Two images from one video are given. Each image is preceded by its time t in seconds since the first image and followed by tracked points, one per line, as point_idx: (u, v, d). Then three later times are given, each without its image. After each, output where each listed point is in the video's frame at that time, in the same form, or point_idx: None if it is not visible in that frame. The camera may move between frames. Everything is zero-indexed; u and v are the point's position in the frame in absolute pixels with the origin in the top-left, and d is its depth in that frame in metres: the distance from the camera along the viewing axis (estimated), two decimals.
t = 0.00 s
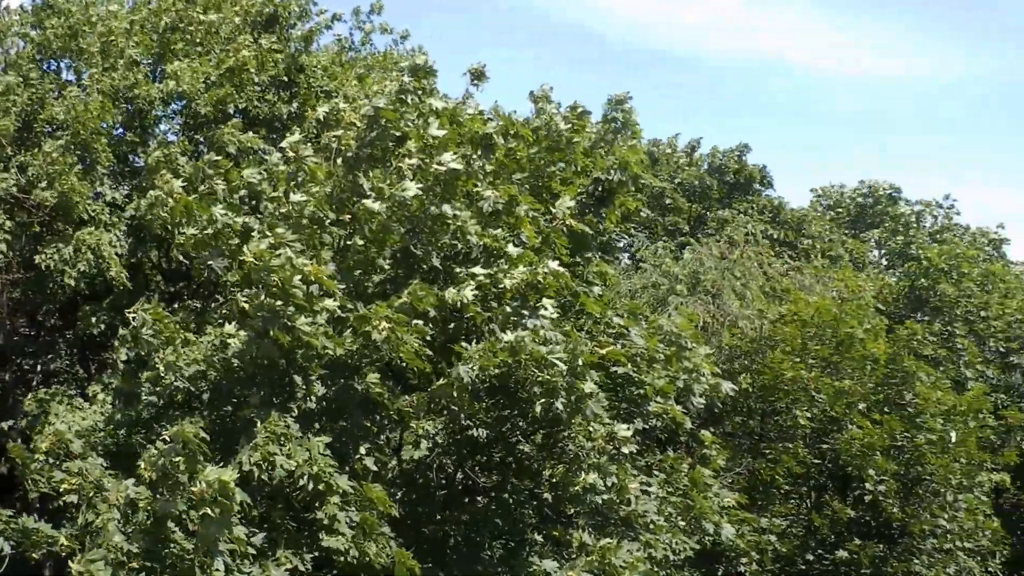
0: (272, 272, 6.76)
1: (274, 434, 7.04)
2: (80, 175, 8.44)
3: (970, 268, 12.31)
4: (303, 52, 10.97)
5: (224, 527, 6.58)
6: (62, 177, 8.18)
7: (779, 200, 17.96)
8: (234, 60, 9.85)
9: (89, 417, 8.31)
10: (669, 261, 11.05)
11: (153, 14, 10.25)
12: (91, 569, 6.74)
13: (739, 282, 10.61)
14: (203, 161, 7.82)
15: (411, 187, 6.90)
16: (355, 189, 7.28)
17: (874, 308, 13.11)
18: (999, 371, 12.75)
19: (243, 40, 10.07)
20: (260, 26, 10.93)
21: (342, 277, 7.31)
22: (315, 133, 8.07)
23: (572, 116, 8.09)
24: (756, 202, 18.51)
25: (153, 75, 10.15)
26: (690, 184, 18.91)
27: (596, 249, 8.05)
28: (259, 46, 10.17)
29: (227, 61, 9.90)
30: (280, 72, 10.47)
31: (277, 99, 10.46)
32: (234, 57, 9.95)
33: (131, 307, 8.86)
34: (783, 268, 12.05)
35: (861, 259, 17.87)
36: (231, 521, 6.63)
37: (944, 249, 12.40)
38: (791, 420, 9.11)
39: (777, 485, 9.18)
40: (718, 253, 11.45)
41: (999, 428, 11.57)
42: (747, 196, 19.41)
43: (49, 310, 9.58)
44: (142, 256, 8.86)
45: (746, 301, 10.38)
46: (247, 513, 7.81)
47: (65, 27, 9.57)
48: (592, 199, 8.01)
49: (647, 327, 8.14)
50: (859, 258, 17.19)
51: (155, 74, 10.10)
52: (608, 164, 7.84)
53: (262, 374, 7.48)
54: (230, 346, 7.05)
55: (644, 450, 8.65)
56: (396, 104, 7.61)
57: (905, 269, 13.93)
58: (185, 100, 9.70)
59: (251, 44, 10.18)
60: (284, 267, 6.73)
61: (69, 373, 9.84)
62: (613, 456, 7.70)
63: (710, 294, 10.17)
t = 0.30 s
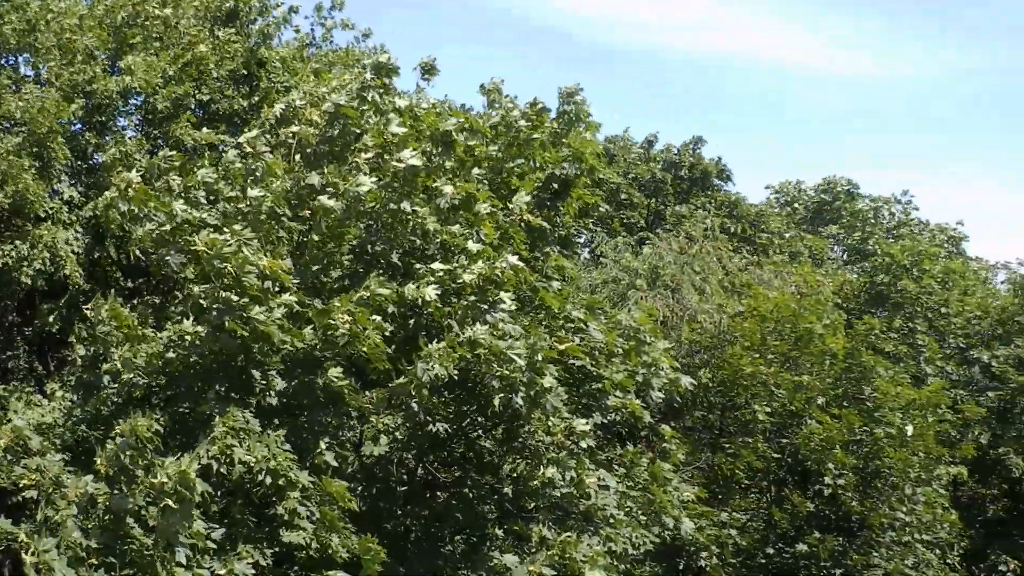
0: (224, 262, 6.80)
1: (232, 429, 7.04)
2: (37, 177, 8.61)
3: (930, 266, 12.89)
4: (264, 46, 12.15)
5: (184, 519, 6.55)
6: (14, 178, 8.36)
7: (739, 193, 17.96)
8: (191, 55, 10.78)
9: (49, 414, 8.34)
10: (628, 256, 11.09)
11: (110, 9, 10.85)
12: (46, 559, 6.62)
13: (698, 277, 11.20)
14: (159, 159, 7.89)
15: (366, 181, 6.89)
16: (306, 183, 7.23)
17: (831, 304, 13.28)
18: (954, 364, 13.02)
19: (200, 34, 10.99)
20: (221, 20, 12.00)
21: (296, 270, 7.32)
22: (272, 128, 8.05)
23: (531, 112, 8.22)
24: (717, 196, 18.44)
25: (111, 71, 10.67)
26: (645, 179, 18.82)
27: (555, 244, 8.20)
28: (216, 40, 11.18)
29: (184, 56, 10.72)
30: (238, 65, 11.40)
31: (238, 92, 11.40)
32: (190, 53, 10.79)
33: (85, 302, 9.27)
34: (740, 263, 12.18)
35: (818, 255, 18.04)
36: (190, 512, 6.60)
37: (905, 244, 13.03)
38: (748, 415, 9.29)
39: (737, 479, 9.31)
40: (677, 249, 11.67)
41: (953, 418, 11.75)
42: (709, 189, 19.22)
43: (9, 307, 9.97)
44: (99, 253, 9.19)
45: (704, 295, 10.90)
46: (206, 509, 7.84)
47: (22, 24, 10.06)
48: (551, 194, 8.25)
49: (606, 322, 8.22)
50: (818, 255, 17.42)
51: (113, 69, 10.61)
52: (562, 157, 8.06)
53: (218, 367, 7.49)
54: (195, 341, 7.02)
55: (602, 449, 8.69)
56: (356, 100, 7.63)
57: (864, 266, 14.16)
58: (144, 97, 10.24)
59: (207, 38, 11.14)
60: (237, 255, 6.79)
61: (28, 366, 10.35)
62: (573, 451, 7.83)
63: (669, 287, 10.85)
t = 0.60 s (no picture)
0: (182, 260, 6.75)
1: (192, 425, 7.01)
2: None
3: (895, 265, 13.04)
4: (224, 41, 12.24)
5: (144, 513, 6.45)
6: None
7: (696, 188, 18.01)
8: (150, 50, 11.25)
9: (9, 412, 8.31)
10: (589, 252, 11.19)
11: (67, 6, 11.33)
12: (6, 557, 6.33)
13: (659, 270, 11.43)
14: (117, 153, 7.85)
15: (319, 178, 7.11)
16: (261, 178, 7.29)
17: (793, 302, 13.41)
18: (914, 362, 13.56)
19: (160, 31, 11.49)
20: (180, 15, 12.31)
21: (253, 268, 7.36)
22: (230, 123, 8.06)
23: (492, 108, 8.38)
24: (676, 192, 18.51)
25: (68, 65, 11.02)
26: (601, 173, 18.55)
27: (515, 238, 8.36)
28: (175, 38, 11.54)
29: (144, 52, 11.24)
30: (199, 62, 11.75)
31: (199, 87, 11.78)
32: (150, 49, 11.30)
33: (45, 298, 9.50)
34: (699, 258, 12.41)
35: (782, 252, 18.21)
36: (150, 507, 6.51)
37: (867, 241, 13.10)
38: (706, 409, 9.60)
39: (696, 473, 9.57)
40: (637, 244, 11.83)
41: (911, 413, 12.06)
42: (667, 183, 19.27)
43: None
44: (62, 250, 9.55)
45: (665, 290, 11.11)
46: (167, 505, 7.80)
47: None
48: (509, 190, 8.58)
49: (565, 316, 8.33)
50: (781, 252, 17.64)
51: (70, 65, 11.02)
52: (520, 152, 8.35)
53: (172, 360, 7.44)
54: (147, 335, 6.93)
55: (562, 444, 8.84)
56: (313, 93, 7.63)
57: (830, 263, 14.36)
58: (104, 92, 10.68)
59: (167, 34, 11.58)
60: (195, 254, 6.72)
61: None
62: (534, 444, 7.87)
63: (630, 282, 11.04)
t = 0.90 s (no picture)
0: (140, 262, 6.69)
1: (152, 423, 6.95)
2: None
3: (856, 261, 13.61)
4: (186, 35, 12.74)
5: (100, 512, 6.41)
6: None
7: (655, 184, 18.31)
8: (110, 47, 11.29)
9: None
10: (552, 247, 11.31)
11: None
12: None
13: (621, 265, 11.66)
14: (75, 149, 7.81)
15: (276, 170, 7.28)
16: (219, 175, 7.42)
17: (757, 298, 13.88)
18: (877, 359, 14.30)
19: (120, 27, 11.55)
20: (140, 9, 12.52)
21: (212, 264, 7.38)
22: (190, 119, 8.09)
23: (452, 100, 8.61)
24: (635, 187, 18.68)
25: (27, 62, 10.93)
26: (561, 168, 18.76)
27: (476, 235, 8.61)
28: (137, 35, 11.69)
29: (105, 47, 11.29)
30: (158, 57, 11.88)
31: (159, 80, 12.05)
32: (110, 45, 11.33)
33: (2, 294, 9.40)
34: (661, 252, 12.68)
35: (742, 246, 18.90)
36: (105, 505, 6.47)
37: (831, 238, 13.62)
38: (666, 403, 10.01)
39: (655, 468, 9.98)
40: (601, 239, 11.92)
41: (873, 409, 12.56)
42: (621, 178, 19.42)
43: None
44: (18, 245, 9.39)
45: (626, 284, 11.37)
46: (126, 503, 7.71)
47: None
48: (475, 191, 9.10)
49: (527, 311, 8.41)
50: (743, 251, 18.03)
51: (30, 61, 10.94)
52: (486, 150, 8.82)
53: (135, 357, 7.32)
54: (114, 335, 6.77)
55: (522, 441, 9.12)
56: (268, 86, 7.77)
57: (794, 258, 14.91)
58: (64, 85, 10.63)
59: (128, 31, 11.67)
60: (153, 255, 6.68)
61: None
62: (495, 437, 7.89)
63: (592, 276, 11.22)
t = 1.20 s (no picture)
0: (95, 261, 6.48)
1: (112, 420, 6.82)
2: None
3: (817, 257, 15.93)
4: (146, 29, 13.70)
5: (64, 514, 6.00)
6: None
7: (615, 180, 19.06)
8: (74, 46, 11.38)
9: None
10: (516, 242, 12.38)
11: None
12: None
13: (585, 260, 12.55)
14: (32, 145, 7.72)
15: (237, 163, 7.27)
16: (180, 170, 7.43)
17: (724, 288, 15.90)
18: (840, 353, 16.15)
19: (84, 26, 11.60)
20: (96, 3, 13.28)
21: (171, 258, 7.33)
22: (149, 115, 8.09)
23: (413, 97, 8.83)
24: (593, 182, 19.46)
25: None
26: (523, 163, 19.54)
27: (440, 229, 9.03)
28: (95, 28, 12.52)
29: (65, 43, 12.26)
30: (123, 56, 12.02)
31: (119, 74, 12.93)
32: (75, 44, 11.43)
33: None
34: (621, 250, 13.57)
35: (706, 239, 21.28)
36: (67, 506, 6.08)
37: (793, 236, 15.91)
38: (627, 396, 10.77)
39: (616, 461, 10.62)
40: (564, 235, 12.75)
41: (831, 398, 13.82)
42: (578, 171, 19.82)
43: None
44: None
45: (589, 279, 12.24)
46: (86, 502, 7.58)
47: None
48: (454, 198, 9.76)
49: (489, 306, 8.48)
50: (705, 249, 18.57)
51: None
52: (453, 148, 8.93)
53: (95, 355, 7.20)
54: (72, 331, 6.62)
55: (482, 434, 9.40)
56: (225, 79, 7.96)
57: (757, 254, 17.01)
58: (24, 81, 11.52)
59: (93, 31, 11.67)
60: (107, 253, 6.47)
61: None
62: (456, 430, 7.92)
63: (555, 271, 12.20)
